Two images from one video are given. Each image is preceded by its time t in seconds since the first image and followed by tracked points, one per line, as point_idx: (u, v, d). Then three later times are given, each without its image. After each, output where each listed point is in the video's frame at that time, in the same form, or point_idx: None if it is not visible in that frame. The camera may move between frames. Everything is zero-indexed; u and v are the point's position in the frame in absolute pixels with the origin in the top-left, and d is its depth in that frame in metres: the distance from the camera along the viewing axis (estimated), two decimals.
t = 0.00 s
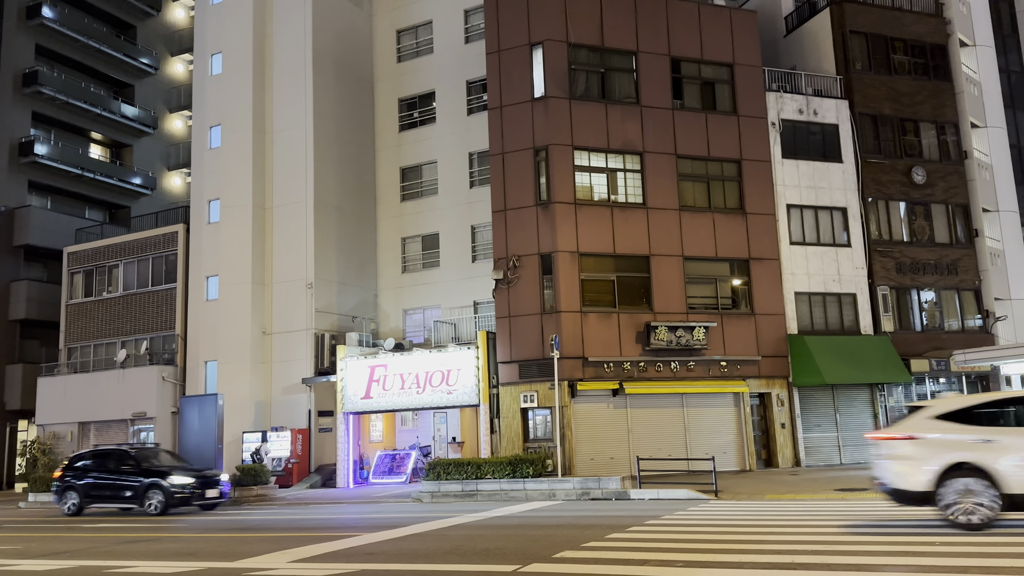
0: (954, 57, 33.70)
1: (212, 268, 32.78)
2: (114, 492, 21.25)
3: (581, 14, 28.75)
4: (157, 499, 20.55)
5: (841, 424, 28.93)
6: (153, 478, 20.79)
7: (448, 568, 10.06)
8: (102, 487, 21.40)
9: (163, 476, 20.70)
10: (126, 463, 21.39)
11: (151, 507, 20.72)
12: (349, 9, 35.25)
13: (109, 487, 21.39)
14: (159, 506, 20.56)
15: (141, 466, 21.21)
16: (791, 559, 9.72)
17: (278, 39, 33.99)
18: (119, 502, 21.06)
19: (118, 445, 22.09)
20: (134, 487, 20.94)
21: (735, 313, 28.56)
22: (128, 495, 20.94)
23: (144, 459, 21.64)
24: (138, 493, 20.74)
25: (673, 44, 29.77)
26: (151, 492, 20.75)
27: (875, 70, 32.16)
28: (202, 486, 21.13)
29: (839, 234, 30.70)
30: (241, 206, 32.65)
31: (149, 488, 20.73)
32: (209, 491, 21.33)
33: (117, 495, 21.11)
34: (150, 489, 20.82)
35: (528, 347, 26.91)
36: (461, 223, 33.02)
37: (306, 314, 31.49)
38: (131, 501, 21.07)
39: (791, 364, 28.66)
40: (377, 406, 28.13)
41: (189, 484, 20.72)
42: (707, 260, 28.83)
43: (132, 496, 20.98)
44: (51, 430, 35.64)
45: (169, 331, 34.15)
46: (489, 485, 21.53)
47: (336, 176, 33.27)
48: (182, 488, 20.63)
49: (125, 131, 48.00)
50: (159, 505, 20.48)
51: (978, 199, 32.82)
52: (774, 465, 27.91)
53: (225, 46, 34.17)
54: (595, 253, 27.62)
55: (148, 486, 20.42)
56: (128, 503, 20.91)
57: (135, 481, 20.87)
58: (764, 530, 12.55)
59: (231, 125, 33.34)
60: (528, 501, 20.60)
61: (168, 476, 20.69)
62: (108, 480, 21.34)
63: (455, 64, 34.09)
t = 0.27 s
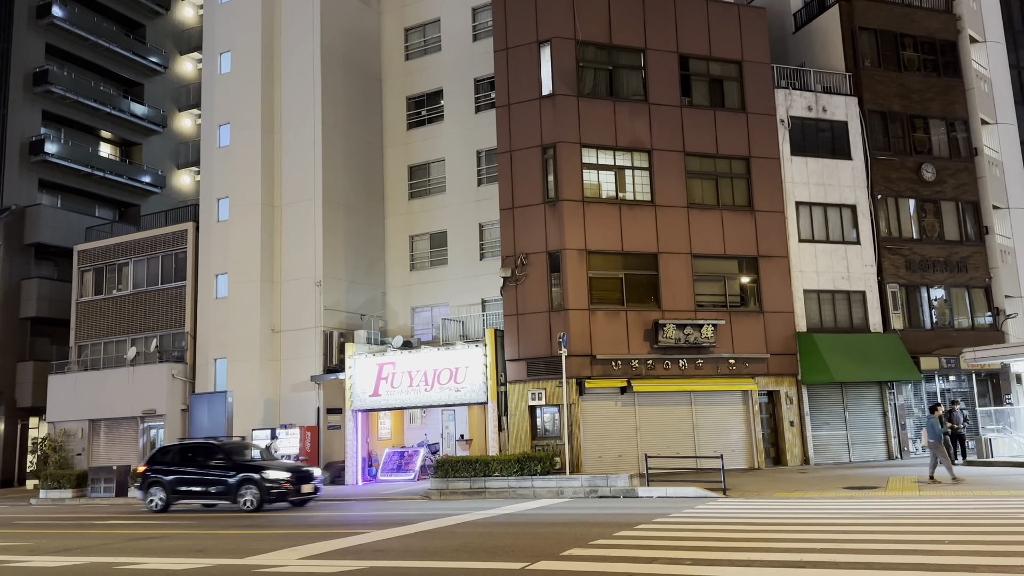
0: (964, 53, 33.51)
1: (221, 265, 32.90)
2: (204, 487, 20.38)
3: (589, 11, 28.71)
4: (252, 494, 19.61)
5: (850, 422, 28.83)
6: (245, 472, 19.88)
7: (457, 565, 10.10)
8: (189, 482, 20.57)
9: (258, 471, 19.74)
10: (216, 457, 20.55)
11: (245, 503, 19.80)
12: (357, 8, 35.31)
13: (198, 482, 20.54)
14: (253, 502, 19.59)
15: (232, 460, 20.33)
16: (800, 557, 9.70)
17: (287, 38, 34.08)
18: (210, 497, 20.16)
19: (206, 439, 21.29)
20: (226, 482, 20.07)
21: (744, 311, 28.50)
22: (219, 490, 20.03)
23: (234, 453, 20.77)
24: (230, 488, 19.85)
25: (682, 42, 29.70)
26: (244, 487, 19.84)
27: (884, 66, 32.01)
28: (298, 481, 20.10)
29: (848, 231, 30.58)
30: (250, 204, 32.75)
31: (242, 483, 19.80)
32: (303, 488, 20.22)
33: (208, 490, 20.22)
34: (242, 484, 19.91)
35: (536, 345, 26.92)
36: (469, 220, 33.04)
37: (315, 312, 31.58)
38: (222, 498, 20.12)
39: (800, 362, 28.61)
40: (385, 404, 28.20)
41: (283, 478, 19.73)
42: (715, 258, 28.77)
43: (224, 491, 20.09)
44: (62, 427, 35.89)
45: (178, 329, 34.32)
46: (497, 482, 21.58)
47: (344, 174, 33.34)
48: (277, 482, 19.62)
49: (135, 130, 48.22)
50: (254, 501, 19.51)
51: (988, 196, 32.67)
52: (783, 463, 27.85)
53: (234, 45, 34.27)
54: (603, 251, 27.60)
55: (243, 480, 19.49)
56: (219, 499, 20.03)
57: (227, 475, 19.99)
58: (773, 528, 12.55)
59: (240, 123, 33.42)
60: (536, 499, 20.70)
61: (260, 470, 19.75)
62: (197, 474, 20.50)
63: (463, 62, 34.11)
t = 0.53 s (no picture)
0: (970, 51, 33.40)
1: (226, 264, 32.95)
2: (292, 483, 19.38)
3: (593, 10, 28.69)
4: (348, 490, 18.65)
5: (855, 420, 28.78)
6: (339, 468, 18.92)
7: (463, 564, 10.10)
8: (277, 478, 19.55)
9: (354, 466, 18.80)
10: (305, 452, 19.56)
11: (340, 500, 18.85)
12: (361, 7, 35.33)
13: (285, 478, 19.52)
14: (349, 498, 18.62)
15: (322, 455, 19.33)
16: (804, 556, 9.70)
17: (291, 37, 34.11)
18: (302, 494, 19.15)
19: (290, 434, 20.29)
20: (317, 478, 19.09)
21: (748, 309, 28.45)
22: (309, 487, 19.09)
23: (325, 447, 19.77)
24: (323, 484, 18.87)
25: (686, 40, 29.65)
26: (338, 484, 18.87)
27: (889, 64, 31.92)
28: (392, 477, 19.16)
29: (853, 230, 30.52)
30: (255, 203, 32.78)
31: (336, 479, 18.84)
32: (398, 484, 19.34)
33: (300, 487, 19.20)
34: (336, 480, 18.95)
35: (540, 343, 26.92)
36: (473, 219, 33.05)
37: (319, 310, 31.62)
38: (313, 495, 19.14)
39: (805, 360, 28.57)
40: (390, 402, 28.24)
41: (378, 473, 18.80)
42: (720, 256, 28.73)
43: (317, 487, 19.11)
44: (67, 426, 36.02)
45: (183, 328, 34.42)
46: (501, 480, 21.60)
47: (348, 173, 33.36)
48: (371, 477, 18.70)
49: (140, 129, 48.27)
50: (351, 498, 18.54)
51: (994, 194, 32.57)
52: (787, 462, 27.82)
53: (238, 44, 34.28)
54: (607, 250, 27.58)
55: (339, 476, 18.54)
56: (312, 495, 19.04)
57: (319, 471, 19.01)
58: (778, 526, 12.54)
59: (244, 122, 33.46)
60: (540, 497, 20.69)
61: (354, 465, 18.81)
62: (285, 470, 19.50)
63: (467, 60, 34.11)
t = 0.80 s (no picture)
0: (973, 50, 33.34)
1: (228, 263, 32.99)
2: (385, 479, 18.33)
3: (596, 10, 28.69)
4: (445, 487, 17.68)
5: (857, 420, 28.76)
6: (436, 464, 17.90)
7: (465, 562, 10.12)
8: (369, 474, 18.44)
9: (451, 462, 17.79)
10: (396, 447, 18.51)
11: (435, 498, 17.83)
12: (363, 6, 35.35)
13: (375, 474, 18.48)
14: (447, 495, 17.65)
15: (417, 450, 18.30)
16: (806, 555, 9.70)
17: (294, 36, 34.14)
18: (395, 491, 18.09)
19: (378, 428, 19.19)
20: (410, 474, 18.06)
21: (751, 309, 28.43)
22: (402, 483, 18.06)
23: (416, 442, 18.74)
24: (417, 482, 17.85)
25: (689, 39, 29.64)
26: (434, 480, 17.86)
27: (892, 63, 31.87)
28: (488, 474, 18.21)
29: (856, 229, 30.47)
30: (257, 202, 32.81)
31: (431, 476, 17.81)
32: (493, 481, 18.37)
33: (392, 484, 18.15)
34: (430, 477, 17.93)
35: (543, 343, 26.92)
36: (476, 218, 33.07)
37: (322, 309, 31.65)
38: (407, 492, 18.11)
39: (807, 360, 28.56)
40: (392, 402, 28.27)
41: (475, 469, 17.85)
42: (722, 255, 28.71)
43: (411, 484, 18.07)
44: (71, 425, 36.08)
45: (186, 327, 34.47)
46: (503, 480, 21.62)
47: (351, 172, 33.38)
48: (470, 475, 17.72)
49: (143, 128, 48.32)
50: (449, 496, 17.56)
51: (997, 194, 32.51)
52: (790, 461, 27.80)
53: (241, 43, 34.30)
54: (610, 249, 27.58)
55: (437, 472, 17.54)
56: (406, 493, 17.99)
57: (414, 467, 17.97)
58: (781, 525, 12.53)
59: (247, 121, 33.49)
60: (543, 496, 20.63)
61: (451, 460, 17.84)
62: (376, 465, 18.43)
63: (469, 60, 34.11)
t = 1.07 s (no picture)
0: (976, 49, 33.30)
1: (231, 263, 33.02)
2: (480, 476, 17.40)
3: (598, 9, 28.68)
4: (547, 484, 16.80)
5: (859, 419, 28.73)
6: (536, 459, 17.04)
7: (467, 561, 10.13)
8: (463, 470, 17.54)
9: (553, 457, 16.95)
10: (490, 443, 17.61)
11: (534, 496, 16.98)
12: (365, 5, 35.37)
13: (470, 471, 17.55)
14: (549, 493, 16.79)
15: (515, 446, 17.44)
16: (807, 554, 9.73)
17: (296, 36, 34.16)
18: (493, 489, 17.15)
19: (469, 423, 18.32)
20: (509, 470, 17.15)
21: (753, 308, 28.42)
22: (500, 480, 17.15)
23: (511, 438, 17.89)
24: (518, 478, 16.96)
25: (691, 38, 29.62)
26: (535, 477, 17.00)
27: (894, 62, 31.84)
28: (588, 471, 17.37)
29: (858, 228, 30.43)
30: (260, 201, 32.83)
31: (532, 472, 16.92)
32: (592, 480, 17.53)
33: (491, 480, 17.21)
34: (531, 474, 17.05)
35: (544, 342, 26.92)
36: (478, 217, 33.08)
37: (324, 309, 31.69)
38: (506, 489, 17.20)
39: (809, 359, 28.55)
40: (394, 401, 28.29)
41: (576, 466, 17.05)
42: (724, 254, 28.70)
43: (509, 480, 17.17)
44: (73, 424, 36.11)
45: (189, 326, 34.52)
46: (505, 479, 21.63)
47: (353, 171, 33.39)
48: (573, 471, 16.88)
49: (145, 127, 48.40)
50: (551, 493, 16.71)
51: (999, 193, 32.46)
52: (792, 461, 27.78)
53: (243, 42, 34.33)
54: (612, 248, 27.58)
55: (540, 469, 16.68)
56: (504, 490, 17.08)
57: (513, 463, 17.10)
58: (783, 525, 12.54)
59: (249, 121, 33.51)
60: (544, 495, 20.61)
61: (552, 455, 17.01)
62: (472, 461, 17.49)
63: (472, 59, 34.11)
